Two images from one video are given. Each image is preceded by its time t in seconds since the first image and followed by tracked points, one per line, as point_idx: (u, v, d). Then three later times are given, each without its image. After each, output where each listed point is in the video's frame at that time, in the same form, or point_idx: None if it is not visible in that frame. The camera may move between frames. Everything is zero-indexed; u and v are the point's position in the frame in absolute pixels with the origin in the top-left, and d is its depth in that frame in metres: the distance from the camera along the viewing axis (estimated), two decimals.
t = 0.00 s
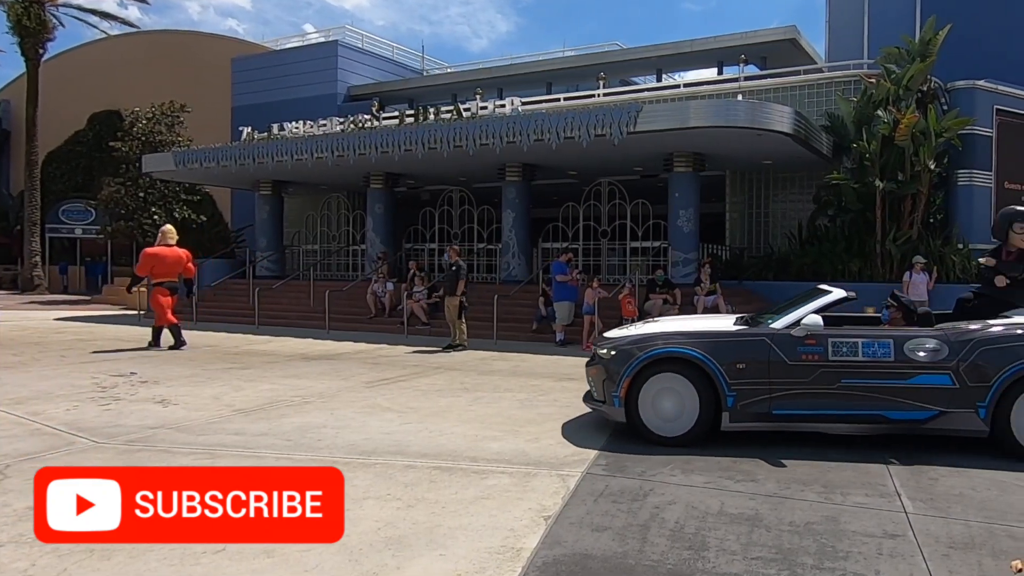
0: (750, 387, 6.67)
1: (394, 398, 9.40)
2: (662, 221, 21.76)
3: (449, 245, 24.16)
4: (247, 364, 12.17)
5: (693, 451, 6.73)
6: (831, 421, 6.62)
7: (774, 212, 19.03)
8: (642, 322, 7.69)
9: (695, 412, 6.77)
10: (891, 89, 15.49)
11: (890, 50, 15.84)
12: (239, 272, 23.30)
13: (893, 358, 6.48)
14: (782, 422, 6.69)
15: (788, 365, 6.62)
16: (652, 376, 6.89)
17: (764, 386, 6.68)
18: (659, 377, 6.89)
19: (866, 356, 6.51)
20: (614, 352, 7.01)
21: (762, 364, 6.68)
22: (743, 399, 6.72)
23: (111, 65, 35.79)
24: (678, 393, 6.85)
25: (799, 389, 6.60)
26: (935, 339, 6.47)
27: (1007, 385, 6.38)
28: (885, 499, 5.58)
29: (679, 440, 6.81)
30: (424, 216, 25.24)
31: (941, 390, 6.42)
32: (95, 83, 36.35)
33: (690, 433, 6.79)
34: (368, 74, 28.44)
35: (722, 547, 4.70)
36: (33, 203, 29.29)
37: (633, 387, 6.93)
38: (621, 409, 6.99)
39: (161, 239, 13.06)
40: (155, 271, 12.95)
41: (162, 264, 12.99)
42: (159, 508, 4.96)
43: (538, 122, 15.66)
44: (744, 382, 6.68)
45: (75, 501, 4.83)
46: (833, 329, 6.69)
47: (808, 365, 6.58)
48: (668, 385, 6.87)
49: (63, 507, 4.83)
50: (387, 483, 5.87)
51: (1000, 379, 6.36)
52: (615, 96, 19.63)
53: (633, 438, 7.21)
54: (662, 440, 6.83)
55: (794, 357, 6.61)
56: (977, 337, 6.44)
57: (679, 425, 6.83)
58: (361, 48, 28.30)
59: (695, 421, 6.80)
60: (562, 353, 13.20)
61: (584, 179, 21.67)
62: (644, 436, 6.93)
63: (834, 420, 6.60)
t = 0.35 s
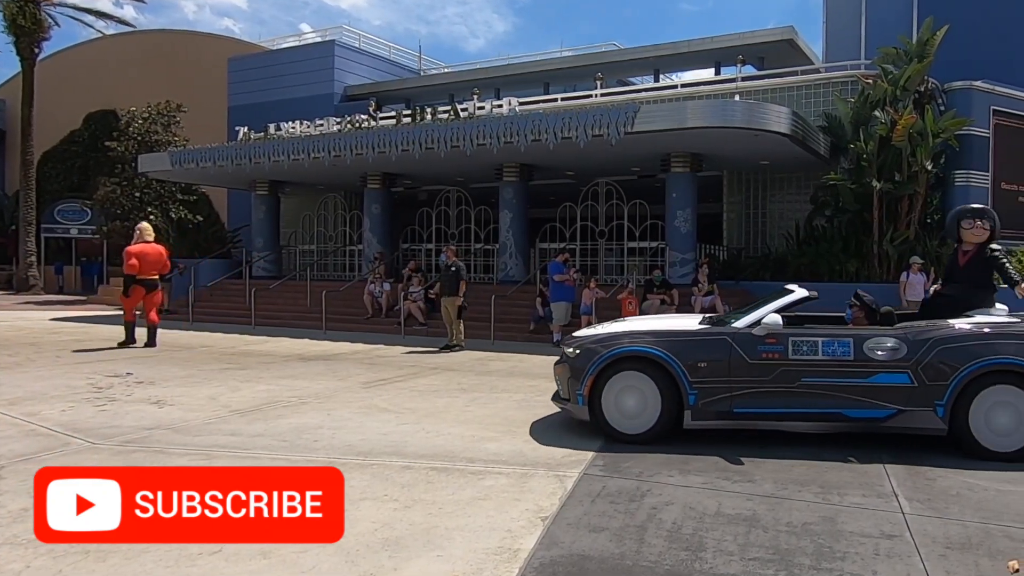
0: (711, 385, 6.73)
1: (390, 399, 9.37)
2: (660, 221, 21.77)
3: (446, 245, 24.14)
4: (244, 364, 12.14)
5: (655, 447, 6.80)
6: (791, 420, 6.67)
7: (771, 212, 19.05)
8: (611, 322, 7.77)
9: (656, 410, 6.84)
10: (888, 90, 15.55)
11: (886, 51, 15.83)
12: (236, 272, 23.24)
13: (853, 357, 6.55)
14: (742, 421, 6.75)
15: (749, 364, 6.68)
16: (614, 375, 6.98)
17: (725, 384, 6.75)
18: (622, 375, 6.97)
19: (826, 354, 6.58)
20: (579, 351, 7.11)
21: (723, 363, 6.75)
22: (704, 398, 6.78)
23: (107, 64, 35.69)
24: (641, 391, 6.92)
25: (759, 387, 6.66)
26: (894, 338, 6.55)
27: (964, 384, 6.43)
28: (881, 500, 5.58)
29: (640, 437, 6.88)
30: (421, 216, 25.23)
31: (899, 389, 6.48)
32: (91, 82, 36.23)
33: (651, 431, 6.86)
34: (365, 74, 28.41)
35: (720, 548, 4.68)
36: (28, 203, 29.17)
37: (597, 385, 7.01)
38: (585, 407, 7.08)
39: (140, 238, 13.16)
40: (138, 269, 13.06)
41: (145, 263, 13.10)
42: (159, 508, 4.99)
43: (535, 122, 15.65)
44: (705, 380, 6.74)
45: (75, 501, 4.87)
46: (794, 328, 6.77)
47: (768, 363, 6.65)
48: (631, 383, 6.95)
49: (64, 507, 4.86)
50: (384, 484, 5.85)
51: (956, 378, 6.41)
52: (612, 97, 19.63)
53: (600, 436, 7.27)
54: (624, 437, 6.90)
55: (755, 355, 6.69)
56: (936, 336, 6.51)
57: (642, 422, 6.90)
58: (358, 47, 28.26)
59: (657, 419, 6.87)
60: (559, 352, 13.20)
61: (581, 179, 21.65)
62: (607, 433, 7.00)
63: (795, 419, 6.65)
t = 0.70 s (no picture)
0: (675, 383, 6.82)
1: (388, 399, 9.37)
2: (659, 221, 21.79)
3: (444, 245, 24.14)
4: (242, 365, 12.13)
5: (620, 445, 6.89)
6: (755, 417, 6.74)
7: (770, 212, 19.05)
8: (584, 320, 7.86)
9: (620, 407, 6.94)
10: (886, 90, 15.56)
11: (885, 51, 15.87)
12: (234, 272, 23.20)
13: (814, 356, 6.61)
14: (706, 419, 6.83)
15: (712, 362, 6.76)
16: (580, 372, 7.10)
17: (688, 382, 6.83)
18: (588, 373, 7.09)
19: (787, 353, 6.64)
20: (546, 349, 7.24)
21: (687, 361, 6.83)
22: (669, 396, 6.87)
23: (105, 64, 35.65)
24: (606, 389, 7.03)
25: (722, 385, 6.74)
26: (856, 337, 6.61)
27: (925, 381, 6.46)
28: (879, 499, 5.57)
29: (605, 435, 6.98)
30: (419, 216, 25.23)
31: (860, 387, 6.53)
32: (89, 82, 36.19)
33: (616, 429, 6.96)
34: (363, 74, 28.38)
35: (718, 548, 4.68)
36: (25, 202, 29.12)
37: (563, 382, 7.14)
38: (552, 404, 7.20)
39: (115, 241, 13.15)
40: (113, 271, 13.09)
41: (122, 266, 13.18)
42: (159, 508, 5.03)
43: (533, 122, 15.63)
44: (669, 379, 6.83)
45: (75, 501, 4.92)
46: (758, 327, 6.84)
47: (731, 362, 6.73)
48: (597, 380, 7.06)
49: (64, 507, 4.92)
50: (382, 484, 5.83)
51: (918, 375, 6.44)
52: (611, 97, 19.62)
53: (571, 434, 7.37)
54: (590, 434, 7.01)
55: (717, 354, 6.76)
56: (897, 335, 6.56)
57: (607, 419, 7.00)
58: (356, 47, 28.23)
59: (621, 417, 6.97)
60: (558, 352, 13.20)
61: (580, 180, 21.64)
62: (574, 431, 7.12)
63: (758, 416, 6.72)
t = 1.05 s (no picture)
0: (640, 380, 6.90)
1: (387, 399, 9.36)
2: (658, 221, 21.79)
3: (443, 245, 24.12)
4: (241, 365, 12.12)
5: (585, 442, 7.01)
6: (720, 415, 6.81)
7: (769, 212, 19.04)
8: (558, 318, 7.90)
9: (586, 405, 7.04)
10: (885, 89, 15.55)
11: (885, 50, 15.91)
12: (233, 272, 23.19)
13: (778, 355, 6.64)
14: (672, 416, 6.90)
15: (677, 361, 6.82)
16: (549, 370, 7.19)
17: (654, 380, 6.89)
18: (556, 371, 7.19)
19: (751, 351, 6.67)
20: (516, 347, 7.31)
21: (652, 360, 6.88)
22: (635, 393, 6.94)
23: (103, 65, 35.63)
24: (573, 388, 7.13)
25: (687, 384, 6.80)
26: (820, 336, 6.62)
27: (886, 380, 6.49)
28: (878, 499, 5.57)
29: (572, 432, 7.09)
30: (418, 216, 25.24)
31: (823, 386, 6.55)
32: (87, 83, 36.16)
33: (582, 426, 7.06)
34: (362, 74, 28.37)
35: (717, 548, 4.68)
36: (25, 202, 29.10)
37: (531, 380, 7.24)
38: (521, 402, 7.29)
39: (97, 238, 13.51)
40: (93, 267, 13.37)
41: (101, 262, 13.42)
42: (159, 508, 5.03)
43: (532, 122, 15.62)
44: (634, 377, 6.91)
45: (75, 502, 4.92)
46: (724, 325, 6.88)
47: (695, 360, 6.77)
48: (565, 378, 7.16)
49: (64, 507, 4.92)
50: (380, 485, 5.83)
51: (880, 373, 6.46)
52: (610, 97, 19.62)
53: (540, 431, 7.47)
54: (557, 432, 7.12)
55: (682, 352, 6.82)
56: (860, 334, 6.57)
57: (574, 417, 7.11)
58: (355, 47, 28.22)
59: (587, 414, 7.07)
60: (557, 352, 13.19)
61: (579, 180, 21.65)
62: (542, 428, 7.22)
63: (722, 414, 6.78)
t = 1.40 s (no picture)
0: (609, 379, 7.01)
1: (388, 399, 9.37)
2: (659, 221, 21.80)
3: (444, 245, 24.11)
4: (242, 365, 12.11)
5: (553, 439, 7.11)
6: (687, 414, 6.90)
7: (769, 212, 19.04)
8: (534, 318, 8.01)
9: (556, 403, 7.17)
10: (886, 90, 15.56)
11: (885, 51, 15.85)
12: (234, 272, 23.19)
13: (744, 354, 6.72)
14: (640, 414, 7.01)
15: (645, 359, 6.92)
16: (520, 369, 7.32)
17: (622, 379, 7.00)
18: (528, 369, 7.31)
19: (718, 350, 6.76)
20: (489, 345, 7.45)
21: (621, 358, 6.99)
22: (604, 391, 7.06)
23: (103, 64, 35.64)
24: (543, 385, 7.26)
25: (655, 382, 6.90)
26: (785, 335, 6.71)
27: (849, 379, 6.55)
28: (879, 499, 5.58)
29: (543, 429, 7.21)
30: (419, 216, 25.25)
31: (788, 384, 6.64)
32: (87, 82, 36.15)
33: (552, 424, 7.18)
34: (362, 73, 28.37)
35: (718, 548, 4.68)
36: (25, 202, 29.10)
37: (503, 378, 7.36)
38: (493, 400, 7.41)
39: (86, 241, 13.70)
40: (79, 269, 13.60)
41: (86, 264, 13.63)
42: (159, 508, 5.05)
43: (533, 122, 15.63)
44: (604, 375, 7.03)
45: (75, 502, 4.93)
46: (692, 324, 6.96)
47: (663, 359, 6.87)
48: (536, 377, 7.29)
49: (64, 507, 4.93)
50: (381, 484, 5.83)
51: (844, 371, 6.53)
52: (610, 96, 19.61)
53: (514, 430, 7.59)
54: (528, 429, 7.23)
55: (650, 351, 6.92)
56: (825, 333, 6.64)
57: (543, 415, 7.23)
58: (355, 46, 28.22)
59: (557, 412, 7.19)
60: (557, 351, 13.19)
61: (579, 180, 21.67)
62: (514, 426, 7.33)
63: (690, 412, 6.88)
